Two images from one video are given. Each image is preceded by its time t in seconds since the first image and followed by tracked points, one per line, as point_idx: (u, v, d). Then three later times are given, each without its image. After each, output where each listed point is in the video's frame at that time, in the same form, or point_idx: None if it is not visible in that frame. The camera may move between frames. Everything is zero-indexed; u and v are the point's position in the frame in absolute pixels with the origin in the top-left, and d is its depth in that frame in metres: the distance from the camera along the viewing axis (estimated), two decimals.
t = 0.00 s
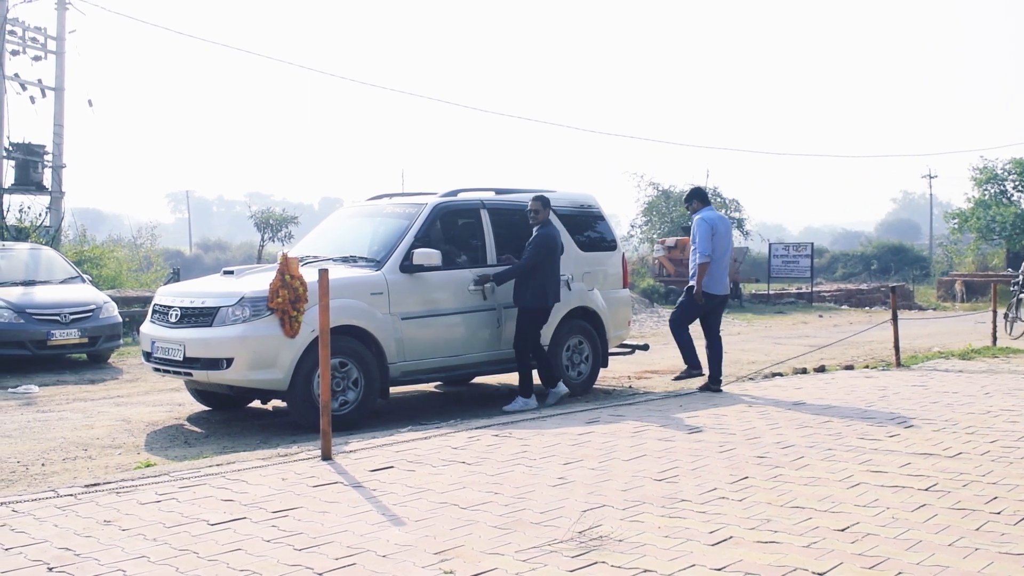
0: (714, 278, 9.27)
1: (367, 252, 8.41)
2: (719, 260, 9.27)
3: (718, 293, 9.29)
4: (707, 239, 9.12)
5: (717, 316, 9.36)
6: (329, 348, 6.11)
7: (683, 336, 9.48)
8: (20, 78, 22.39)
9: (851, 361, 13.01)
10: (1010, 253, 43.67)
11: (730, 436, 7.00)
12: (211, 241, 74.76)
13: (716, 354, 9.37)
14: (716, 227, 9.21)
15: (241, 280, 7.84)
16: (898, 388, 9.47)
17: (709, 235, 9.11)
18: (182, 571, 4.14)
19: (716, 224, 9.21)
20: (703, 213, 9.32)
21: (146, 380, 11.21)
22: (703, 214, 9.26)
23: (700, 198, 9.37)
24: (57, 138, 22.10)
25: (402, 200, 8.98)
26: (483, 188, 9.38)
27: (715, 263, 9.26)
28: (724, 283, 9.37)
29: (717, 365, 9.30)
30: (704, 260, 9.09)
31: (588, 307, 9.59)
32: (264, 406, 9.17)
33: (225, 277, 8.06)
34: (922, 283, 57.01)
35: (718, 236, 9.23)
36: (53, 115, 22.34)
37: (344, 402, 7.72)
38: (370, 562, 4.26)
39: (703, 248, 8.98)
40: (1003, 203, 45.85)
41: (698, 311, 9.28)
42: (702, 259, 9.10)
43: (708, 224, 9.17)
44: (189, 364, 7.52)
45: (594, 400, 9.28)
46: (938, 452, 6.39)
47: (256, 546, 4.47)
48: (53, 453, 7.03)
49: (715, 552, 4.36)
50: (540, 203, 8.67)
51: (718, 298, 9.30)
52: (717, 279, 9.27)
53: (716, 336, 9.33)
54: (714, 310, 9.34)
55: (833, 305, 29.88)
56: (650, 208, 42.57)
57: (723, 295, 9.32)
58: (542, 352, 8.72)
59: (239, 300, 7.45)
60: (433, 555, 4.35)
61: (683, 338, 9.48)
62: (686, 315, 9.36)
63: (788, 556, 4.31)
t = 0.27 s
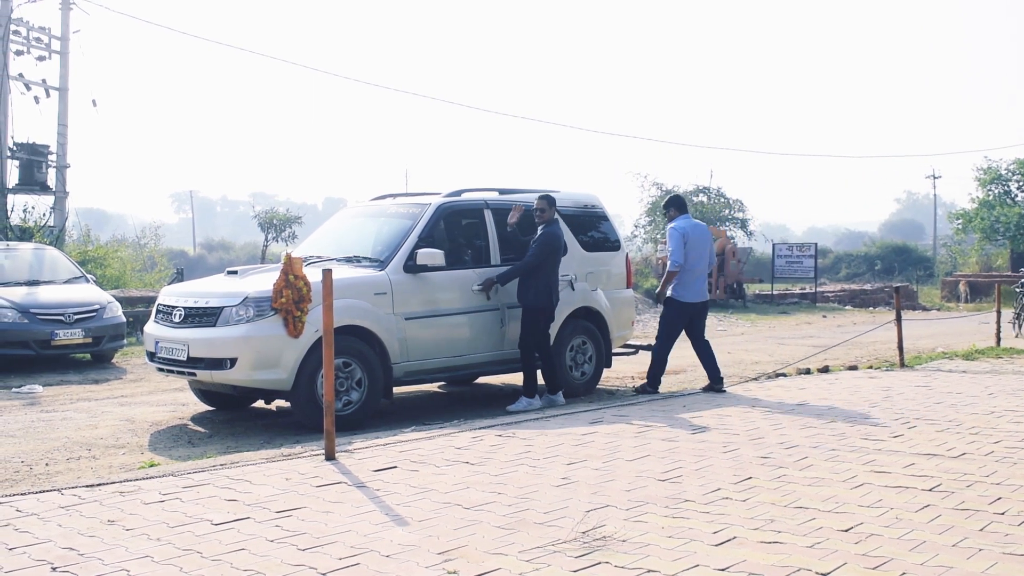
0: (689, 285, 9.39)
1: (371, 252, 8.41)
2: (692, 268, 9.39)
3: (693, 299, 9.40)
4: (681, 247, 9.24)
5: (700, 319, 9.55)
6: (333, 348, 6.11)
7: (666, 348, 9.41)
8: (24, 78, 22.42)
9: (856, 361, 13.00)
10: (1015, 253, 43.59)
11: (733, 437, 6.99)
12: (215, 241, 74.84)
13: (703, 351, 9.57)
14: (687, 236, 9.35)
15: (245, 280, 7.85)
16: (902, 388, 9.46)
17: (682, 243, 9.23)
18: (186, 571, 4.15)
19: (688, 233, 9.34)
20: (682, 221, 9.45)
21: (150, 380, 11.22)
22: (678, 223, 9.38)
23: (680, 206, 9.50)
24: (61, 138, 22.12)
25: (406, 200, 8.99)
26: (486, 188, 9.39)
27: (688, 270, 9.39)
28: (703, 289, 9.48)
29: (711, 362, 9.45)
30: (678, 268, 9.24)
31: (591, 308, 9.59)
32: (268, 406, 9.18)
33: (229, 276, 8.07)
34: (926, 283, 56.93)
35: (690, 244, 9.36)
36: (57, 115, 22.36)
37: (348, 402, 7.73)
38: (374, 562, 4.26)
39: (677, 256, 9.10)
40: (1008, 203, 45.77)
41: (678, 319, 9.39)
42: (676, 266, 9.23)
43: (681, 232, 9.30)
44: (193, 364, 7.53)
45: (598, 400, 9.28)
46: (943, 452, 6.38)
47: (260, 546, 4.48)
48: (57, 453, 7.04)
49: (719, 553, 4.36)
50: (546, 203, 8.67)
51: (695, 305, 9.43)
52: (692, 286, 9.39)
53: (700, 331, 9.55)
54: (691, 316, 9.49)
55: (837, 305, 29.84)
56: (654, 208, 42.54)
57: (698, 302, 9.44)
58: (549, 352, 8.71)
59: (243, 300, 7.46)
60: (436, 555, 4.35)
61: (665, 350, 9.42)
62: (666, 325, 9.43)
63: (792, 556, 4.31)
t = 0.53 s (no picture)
0: (663, 287, 9.44)
1: (372, 252, 8.41)
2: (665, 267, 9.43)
3: (670, 298, 9.41)
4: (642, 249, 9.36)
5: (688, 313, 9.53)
6: (334, 348, 6.11)
7: (654, 348, 9.41)
8: (26, 78, 22.43)
9: (857, 361, 12.99)
10: (1015, 254, 43.61)
11: (734, 437, 6.99)
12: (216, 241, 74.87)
13: (695, 344, 9.57)
14: (647, 241, 9.46)
15: (246, 280, 7.85)
16: (903, 389, 9.44)
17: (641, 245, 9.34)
18: (187, 571, 4.15)
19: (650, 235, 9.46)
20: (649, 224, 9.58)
21: (151, 380, 11.22)
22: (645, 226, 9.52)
23: (649, 209, 9.59)
24: (62, 137, 22.13)
25: (407, 200, 8.99)
26: (488, 188, 9.38)
27: (659, 272, 9.45)
28: (682, 286, 9.44)
29: (704, 355, 9.46)
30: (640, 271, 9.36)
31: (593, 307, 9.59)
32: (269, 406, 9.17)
33: (229, 276, 8.07)
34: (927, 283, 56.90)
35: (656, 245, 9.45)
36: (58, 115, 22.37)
37: (349, 402, 7.72)
38: (375, 562, 4.26)
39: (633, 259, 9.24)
40: (1009, 203, 45.75)
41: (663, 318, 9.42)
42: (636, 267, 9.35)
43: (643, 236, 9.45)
44: (194, 364, 7.53)
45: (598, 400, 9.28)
46: (944, 452, 6.37)
47: (261, 546, 4.48)
48: (58, 452, 7.04)
49: (720, 553, 4.36)
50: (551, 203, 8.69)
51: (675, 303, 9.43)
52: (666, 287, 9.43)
53: (689, 324, 9.54)
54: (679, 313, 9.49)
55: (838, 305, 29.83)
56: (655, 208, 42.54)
57: (677, 300, 9.42)
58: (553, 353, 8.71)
59: (244, 299, 7.46)
60: (437, 555, 4.35)
61: (654, 351, 9.41)
62: (652, 325, 9.42)
63: (793, 556, 4.31)
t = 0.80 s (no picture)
0: (652, 285, 9.44)
1: (372, 251, 8.41)
2: (650, 264, 9.42)
3: (662, 295, 9.41)
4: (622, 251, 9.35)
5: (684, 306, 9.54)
6: (334, 347, 6.10)
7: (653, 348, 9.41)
8: (25, 78, 22.42)
9: (856, 361, 12.98)
10: (1015, 253, 43.60)
11: (734, 436, 6.99)
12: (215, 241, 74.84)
13: (696, 337, 9.61)
14: (624, 245, 9.42)
15: (246, 280, 7.85)
16: (903, 388, 9.44)
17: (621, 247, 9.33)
18: (186, 570, 4.15)
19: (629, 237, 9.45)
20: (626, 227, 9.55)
21: (150, 380, 11.22)
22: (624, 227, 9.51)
23: (626, 211, 9.55)
24: (62, 137, 22.12)
25: (408, 200, 8.99)
26: (488, 187, 9.38)
27: (645, 271, 9.44)
28: (672, 279, 9.43)
29: (705, 350, 9.49)
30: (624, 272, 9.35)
31: (595, 308, 9.60)
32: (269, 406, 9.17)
33: (229, 276, 8.07)
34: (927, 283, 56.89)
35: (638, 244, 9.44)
36: (58, 114, 22.35)
37: (349, 401, 7.72)
38: (375, 562, 4.25)
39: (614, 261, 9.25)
40: (1008, 203, 45.74)
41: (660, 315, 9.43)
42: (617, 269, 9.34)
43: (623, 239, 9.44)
44: (194, 364, 7.53)
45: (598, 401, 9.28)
46: (944, 452, 6.37)
47: (261, 546, 4.47)
48: (58, 452, 7.04)
49: (720, 552, 4.36)
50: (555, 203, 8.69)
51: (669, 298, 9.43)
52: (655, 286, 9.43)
53: (688, 317, 9.56)
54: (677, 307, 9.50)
55: (838, 305, 29.83)
56: (655, 208, 42.53)
57: (669, 294, 9.42)
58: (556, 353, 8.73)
59: (243, 299, 7.46)
60: (437, 554, 4.35)
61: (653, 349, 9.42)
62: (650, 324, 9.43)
63: (793, 556, 4.31)
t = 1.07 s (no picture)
0: (650, 286, 9.43)
1: (372, 252, 8.42)
2: (644, 264, 9.42)
3: (660, 294, 9.39)
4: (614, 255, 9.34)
5: (683, 305, 9.52)
6: (333, 348, 6.10)
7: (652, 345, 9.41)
8: (26, 78, 22.44)
9: (856, 361, 12.98)
10: (1015, 253, 43.59)
11: (734, 436, 6.99)
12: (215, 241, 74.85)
13: (695, 333, 9.65)
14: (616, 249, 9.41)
15: (246, 280, 7.85)
16: (903, 388, 9.44)
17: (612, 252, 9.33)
18: (186, 571, 4.15)
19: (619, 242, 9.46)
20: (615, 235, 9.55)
21: (151, 381, 11.22)
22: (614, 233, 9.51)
23: (616, 219, 9.53)
24: (62, 138, 22.13)
25: (408, 200, 9.00)
26: (488, 188, 9.38)
27: (640, 274, 9.45)
28: (668, 277, 9.42)
29: (707, 348, 9.57)
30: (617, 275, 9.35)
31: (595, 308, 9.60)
32: (269, 406, 9.18)
33: (229, 277, 8.07)
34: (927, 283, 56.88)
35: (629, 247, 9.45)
36: (58, 115, 22.36)
37: (350, 401, 7.73)
38: (375, 562, 4.26)
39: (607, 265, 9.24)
40: (1009, 203, 45.72)
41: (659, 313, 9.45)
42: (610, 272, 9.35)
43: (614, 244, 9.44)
44: (194, 364, 7.53)
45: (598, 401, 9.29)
46: (944, 452, 6.38)
47: (261, 546, 4.48)
48: (58, 453, 7.04)
49: (720, 552, 4.36)
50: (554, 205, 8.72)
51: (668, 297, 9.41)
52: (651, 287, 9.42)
53: (687, 317, 9.55)
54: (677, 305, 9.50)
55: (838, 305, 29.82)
56: (655, 208, 42.54)
57: (666, 291, 9.41)
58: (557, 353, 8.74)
59: (243, 299, 7.46)
60: (437, 555, 4.35)
61: (652, 347, 9.42)
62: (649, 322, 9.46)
63: (793, 556, 4.31)
